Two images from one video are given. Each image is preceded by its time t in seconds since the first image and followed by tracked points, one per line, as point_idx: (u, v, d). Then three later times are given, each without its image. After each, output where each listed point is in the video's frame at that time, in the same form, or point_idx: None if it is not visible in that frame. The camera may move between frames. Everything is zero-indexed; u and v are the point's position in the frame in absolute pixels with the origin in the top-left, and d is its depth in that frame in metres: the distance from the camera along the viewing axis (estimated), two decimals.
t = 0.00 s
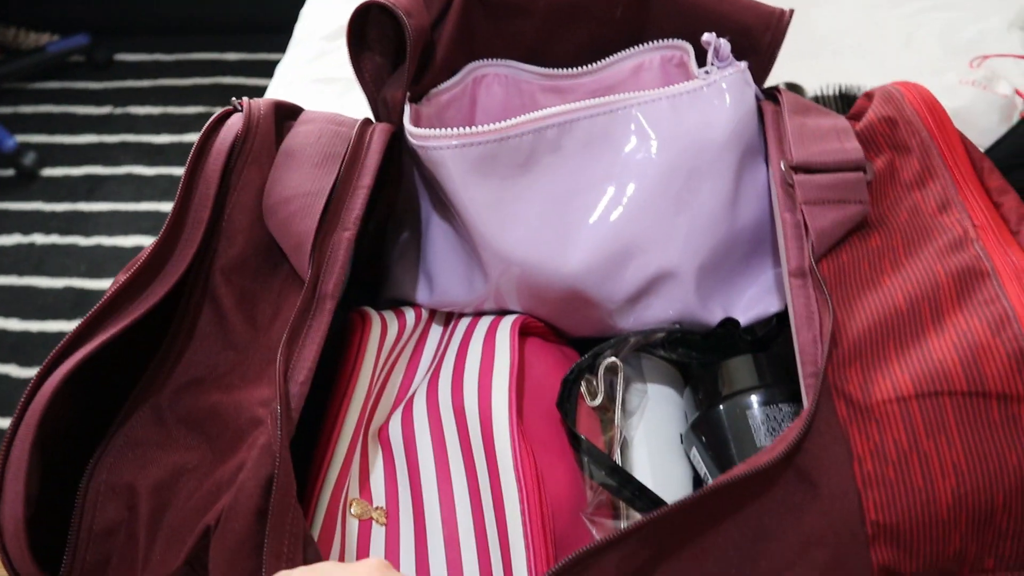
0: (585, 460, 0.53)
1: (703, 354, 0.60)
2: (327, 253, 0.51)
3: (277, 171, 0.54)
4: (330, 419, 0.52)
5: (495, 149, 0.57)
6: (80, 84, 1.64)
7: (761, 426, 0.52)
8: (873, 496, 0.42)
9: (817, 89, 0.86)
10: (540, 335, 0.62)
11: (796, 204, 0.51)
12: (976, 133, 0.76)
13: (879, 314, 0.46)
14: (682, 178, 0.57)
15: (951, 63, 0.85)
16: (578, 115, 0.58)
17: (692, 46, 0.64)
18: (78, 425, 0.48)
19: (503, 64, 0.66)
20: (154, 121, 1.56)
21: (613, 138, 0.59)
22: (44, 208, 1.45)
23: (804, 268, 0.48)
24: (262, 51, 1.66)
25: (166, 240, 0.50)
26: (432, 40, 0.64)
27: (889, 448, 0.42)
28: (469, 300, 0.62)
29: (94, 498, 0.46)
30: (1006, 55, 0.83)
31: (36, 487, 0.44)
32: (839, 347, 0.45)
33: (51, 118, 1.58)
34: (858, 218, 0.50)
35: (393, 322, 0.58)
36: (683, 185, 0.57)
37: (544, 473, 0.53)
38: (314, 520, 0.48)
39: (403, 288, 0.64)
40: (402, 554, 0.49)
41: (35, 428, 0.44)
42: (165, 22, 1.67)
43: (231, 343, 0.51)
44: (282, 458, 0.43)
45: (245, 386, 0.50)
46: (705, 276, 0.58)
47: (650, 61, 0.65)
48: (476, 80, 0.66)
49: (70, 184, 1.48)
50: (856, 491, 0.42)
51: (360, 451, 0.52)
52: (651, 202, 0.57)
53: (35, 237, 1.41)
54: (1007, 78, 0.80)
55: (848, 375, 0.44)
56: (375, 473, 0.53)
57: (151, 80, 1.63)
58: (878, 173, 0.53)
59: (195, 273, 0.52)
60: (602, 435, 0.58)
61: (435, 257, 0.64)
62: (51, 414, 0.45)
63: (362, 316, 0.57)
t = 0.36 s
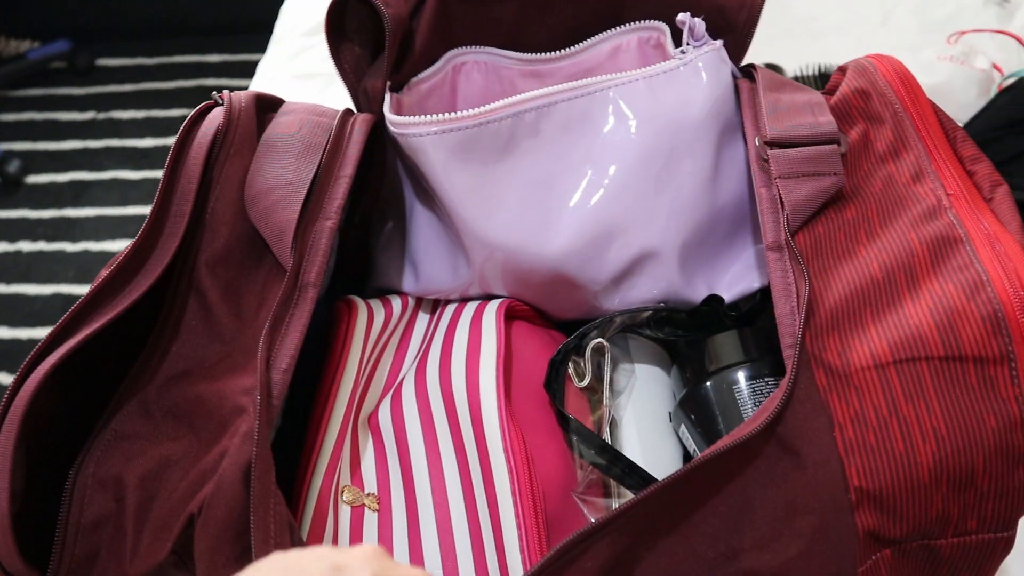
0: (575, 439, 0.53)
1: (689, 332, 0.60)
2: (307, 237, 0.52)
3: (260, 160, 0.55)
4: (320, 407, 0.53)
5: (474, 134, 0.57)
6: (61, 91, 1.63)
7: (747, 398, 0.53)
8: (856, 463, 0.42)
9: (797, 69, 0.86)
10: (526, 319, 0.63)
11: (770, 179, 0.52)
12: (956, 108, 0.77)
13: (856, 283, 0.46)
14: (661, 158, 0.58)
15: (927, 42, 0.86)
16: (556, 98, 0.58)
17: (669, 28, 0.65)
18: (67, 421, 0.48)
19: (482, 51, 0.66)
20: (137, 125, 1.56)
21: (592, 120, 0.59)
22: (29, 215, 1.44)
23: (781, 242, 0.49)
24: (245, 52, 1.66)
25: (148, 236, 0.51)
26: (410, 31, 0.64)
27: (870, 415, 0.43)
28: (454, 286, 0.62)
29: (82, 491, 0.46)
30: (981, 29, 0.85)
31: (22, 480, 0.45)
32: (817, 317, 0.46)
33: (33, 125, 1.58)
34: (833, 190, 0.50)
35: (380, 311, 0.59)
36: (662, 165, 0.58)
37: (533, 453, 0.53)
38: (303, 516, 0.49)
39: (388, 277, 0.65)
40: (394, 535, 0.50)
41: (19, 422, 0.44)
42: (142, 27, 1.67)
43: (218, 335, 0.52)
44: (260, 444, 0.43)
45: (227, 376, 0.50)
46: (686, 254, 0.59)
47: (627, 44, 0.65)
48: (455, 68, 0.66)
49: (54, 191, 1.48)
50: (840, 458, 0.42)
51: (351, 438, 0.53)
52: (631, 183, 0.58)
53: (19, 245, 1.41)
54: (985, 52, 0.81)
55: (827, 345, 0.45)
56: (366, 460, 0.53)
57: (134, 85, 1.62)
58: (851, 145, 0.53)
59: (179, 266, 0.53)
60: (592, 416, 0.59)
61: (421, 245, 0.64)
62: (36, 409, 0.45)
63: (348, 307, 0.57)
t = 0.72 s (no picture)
0: (581, 434, 0.53)
1: (691, 326, 0.60)
2: (296, 222, 0.51)
3: (250, 152, 0.54)
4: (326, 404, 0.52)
5: (478, 129, 0.57)
6: (57, 99, 1.63)
7: (751, 391, 0.53)
8: (871, 449, 0.42)
9: (795, 68, 0.87)
10: (529, 316, 0.62)
11: (778, 168, 0.52)
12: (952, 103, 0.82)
13: (868, 272, 0.46)
14: (663, 152, 0.58)
15: (925, 39, 0.90)
16: (557, 93, 0.58)
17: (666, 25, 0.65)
18: (65, 416, 0.48)
19: (480, 50, 0.66)
20: (132, 131, 1.55)
21: (593, 115, 0.59)
22: (25, 223, 1.44)
23: (792, 231, 0.49)
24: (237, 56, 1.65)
25: (141, 231, 0.50)
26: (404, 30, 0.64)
27: (885, 402, 0.42)
28: (457, 283, 0.62)
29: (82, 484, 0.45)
30: (974, 25, 0.89)
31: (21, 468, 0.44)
32: (830, 306, 0.46)
33: (27, 132, 1.57)
34: (840, 181, 0.51)
35: (383, 307, 0.58)
36: (665, 159, 0.58)
37: (537, 447, 0.52)
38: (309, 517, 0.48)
39: (387, 274, 0.64)
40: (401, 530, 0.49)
41: (16, 416, 0.43)
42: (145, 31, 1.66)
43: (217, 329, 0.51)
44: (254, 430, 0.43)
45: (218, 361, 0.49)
46: (689, 248, 0.59)
47: (625, 42, 0.65)
48: (454, 67, 0.66)
49: (52, 199, 1.47)
50: (853, 443, 0.42)
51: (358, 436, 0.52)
52: (633, 177, 0.57)
53: (16, 253, 1.41)
54: (977, 49, 0.85)
55: (841, 332, 0.45)
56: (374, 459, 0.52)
57: (129, 90, 1.62)
58: (857, 137, 0.54)
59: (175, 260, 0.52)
60: (596, 410, 0.58)
61: (422, 241, 0.64)
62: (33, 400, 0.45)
63: (351, 303, 0.57)
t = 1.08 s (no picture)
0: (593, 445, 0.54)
1: (704, 338, 0.60)
2: (318, 237, 0.52)
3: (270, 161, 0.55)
4: (343, 415, 0.52)
5: (493, 140, 0.57)
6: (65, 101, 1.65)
7: (764, 404, 0.53)
8: (886, 465, 0.42)
9: (805, 76, 0.88)
10: (542, 326, 0.62)
11: (793, 183, 0.52)
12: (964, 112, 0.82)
13: (884, 286, 0.46)
14: (678, 163, 0.58)
15: (934, 49, 0.90)
16: (572, 104, 0.58)
17: (681, 36, 0.64)
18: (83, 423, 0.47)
19: (492, 60, 0.66)
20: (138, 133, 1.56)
21: (607, 126, 0.59)
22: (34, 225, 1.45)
23: (807, 245, 0.49)
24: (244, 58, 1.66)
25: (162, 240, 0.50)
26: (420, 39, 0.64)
27: (902, 418, 0.42)
28: (472, 292, 0.62)
29: (102, 493, 0.44)
30: (986, 35, 0.89)
31: (40, 475, 0.43)
32: (847, 321, 0.46)
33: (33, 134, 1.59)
34: (855, 195, 0.51)
35: (397, 318, 0.59)
36: (679, 171, 0.58)
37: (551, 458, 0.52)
38: (326, 520, 0.49)
39: (401, 284, 0.64)
40: (415, 541, 0.49)
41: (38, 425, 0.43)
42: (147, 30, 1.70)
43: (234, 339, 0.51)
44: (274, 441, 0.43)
45: (236, 374, 0.49)
46: (703, 260, 0.59)
47: (639, 52, 0.65)
48: (467, 76, 0.66)
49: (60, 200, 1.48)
50: (870, 459, 0.42)
51: (372, 446, 0.53)
52: (648, 189, 0.58)
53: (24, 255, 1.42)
54: (988, 58, 0.84)
55: (858, 348, 0.45)
56: (387, 469, 0.53)
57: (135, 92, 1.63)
58: (873, 150, 0.54)
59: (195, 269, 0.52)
60: (609, 422, 0.58)
61: (435, 252, 0.64)
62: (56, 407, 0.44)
63: (366, 314, 0.57)
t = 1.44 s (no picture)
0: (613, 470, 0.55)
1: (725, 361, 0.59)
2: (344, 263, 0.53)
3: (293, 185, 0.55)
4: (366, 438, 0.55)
5: (516, 163, 0.58)
6: (95, 122, 1.75)
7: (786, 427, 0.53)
8: (912, 491, 0.42)
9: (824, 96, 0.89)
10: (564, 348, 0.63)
11: (816, 207, 0.52)
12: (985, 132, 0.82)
13: (906, 311, 0.46)
14: (699, 188, 0.58)
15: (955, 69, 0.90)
16: (593, 129, 0.59)
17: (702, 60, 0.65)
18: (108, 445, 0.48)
19: (515, 84, 0.66)
20: (165, 154, 1.66)
21: (628, 149, 0.59)
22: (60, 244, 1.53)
23: (829, 269, 0.49)
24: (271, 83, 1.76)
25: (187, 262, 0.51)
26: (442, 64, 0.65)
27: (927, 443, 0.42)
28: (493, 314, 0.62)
29: (125, 512, 0.47)
30: (1007, 56, 0.89)
31: (70, 501, 0.45)
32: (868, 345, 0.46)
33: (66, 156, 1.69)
34: (877, 219, 0.51)
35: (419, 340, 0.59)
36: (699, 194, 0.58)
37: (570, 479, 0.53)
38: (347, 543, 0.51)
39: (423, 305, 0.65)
40: (435, 563, 0.52)
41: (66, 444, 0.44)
42: (176, 55, 1.80)
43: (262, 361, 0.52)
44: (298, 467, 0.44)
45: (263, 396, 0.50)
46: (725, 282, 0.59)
47: (660, 76, 0.65)
48: (489, 100, 0.66)
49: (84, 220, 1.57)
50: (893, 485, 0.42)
51: (393, 468, 0.55)
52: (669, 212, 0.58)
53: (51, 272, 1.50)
54: (1009, 79, 0.84)
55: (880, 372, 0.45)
56: (407, 490, 0.56)
57: (162, 115, 1.74)
58: (895, 174, 0.54)
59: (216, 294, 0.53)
60: (628, 445, 0.58)
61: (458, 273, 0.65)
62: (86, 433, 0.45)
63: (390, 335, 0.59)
